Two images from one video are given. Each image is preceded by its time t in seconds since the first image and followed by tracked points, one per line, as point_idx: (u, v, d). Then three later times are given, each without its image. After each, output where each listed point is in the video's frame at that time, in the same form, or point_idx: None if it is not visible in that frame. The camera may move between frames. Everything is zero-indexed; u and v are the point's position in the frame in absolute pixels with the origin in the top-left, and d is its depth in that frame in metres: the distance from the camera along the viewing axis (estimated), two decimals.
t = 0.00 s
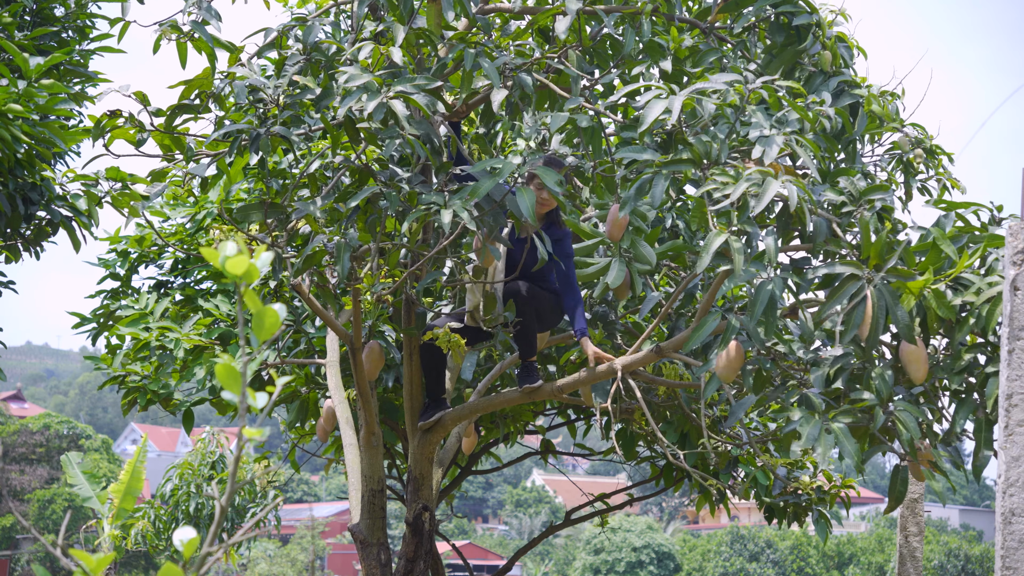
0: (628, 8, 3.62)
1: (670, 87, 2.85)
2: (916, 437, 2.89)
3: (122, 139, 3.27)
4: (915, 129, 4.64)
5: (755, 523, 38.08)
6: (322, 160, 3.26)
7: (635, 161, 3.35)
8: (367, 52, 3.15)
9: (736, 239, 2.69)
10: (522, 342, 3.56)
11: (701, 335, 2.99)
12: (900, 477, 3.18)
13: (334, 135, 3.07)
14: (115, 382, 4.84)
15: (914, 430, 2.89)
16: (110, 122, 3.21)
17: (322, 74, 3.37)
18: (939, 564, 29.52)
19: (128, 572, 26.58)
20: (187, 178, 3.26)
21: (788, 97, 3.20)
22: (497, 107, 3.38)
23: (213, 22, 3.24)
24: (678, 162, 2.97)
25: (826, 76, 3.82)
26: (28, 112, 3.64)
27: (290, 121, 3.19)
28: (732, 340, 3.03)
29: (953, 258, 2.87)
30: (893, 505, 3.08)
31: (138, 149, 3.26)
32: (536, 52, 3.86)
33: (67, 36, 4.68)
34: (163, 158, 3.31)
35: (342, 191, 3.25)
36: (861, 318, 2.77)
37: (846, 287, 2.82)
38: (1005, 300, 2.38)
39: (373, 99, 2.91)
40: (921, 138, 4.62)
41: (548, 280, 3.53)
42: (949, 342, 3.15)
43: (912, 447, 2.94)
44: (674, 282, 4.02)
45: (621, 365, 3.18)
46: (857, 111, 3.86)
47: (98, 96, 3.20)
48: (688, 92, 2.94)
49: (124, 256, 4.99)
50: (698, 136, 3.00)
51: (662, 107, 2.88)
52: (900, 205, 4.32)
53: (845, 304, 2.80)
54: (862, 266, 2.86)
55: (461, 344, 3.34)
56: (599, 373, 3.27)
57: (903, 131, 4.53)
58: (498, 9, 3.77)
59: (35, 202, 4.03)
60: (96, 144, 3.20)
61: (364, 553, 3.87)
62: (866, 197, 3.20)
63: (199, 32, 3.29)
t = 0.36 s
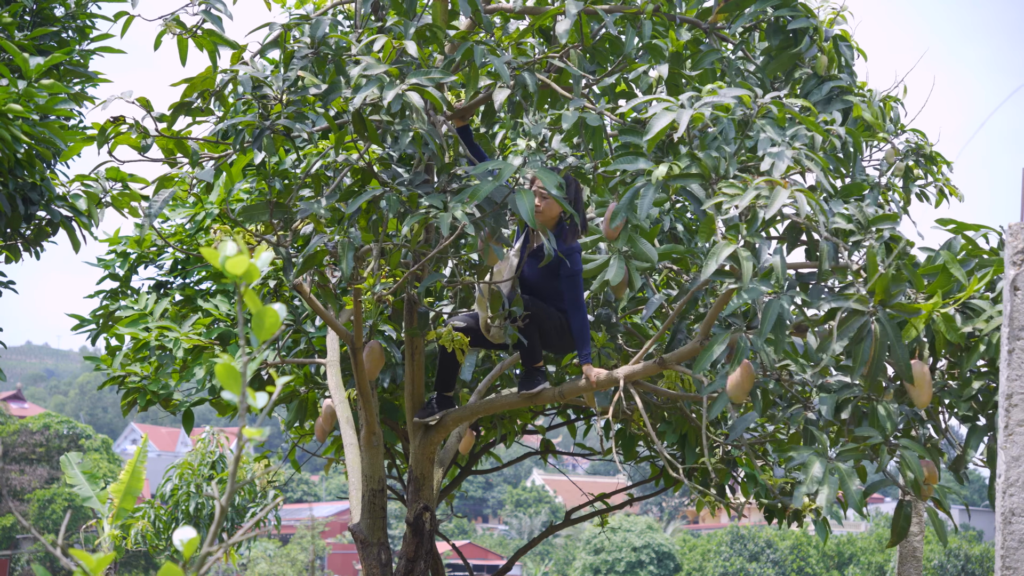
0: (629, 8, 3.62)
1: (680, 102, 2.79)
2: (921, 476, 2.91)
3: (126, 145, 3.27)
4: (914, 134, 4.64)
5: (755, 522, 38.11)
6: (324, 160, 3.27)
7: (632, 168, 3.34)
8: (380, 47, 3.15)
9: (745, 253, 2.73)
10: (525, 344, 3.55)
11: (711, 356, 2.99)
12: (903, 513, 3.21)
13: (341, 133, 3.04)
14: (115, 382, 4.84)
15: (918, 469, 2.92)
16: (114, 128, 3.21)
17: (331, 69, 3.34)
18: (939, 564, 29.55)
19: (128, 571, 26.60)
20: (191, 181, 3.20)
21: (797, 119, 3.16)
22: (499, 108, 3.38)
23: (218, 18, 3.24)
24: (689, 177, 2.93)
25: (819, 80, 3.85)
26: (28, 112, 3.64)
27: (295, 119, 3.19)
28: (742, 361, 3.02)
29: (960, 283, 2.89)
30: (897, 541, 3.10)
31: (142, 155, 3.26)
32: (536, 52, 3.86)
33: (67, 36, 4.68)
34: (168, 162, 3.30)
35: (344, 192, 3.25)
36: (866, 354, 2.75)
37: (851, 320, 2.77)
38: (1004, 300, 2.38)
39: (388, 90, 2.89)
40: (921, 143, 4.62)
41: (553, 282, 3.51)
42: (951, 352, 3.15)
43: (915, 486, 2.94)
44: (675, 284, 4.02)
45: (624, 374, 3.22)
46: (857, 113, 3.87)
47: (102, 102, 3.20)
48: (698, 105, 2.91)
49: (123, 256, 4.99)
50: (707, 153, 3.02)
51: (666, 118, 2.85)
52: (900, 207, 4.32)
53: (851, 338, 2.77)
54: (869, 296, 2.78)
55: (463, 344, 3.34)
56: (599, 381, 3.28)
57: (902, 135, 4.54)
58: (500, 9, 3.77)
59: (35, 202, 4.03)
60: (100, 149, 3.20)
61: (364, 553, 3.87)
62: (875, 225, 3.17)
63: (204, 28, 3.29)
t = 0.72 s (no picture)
0: (632, 11, 3.62)
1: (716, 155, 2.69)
2: (925, 503, 2.93)
3: (131, 139, 3.27)
4: (917, 137, 4.64)
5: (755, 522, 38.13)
6: (326, 160, 3.27)
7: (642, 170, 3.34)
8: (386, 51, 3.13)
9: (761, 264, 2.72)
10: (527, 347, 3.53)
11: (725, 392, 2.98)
12: (905, 535, 3.19)
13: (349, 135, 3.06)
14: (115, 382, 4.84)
15: (921, 495, 2.93)
16: (120, 122, 3.21)
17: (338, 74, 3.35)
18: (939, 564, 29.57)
19: (128, 571, 26.59)
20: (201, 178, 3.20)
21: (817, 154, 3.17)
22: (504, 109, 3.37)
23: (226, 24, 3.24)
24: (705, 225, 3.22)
25: (831, 89, 3.82)
26: (28, 112, 3.64)
27: (302, 120, 3.18)
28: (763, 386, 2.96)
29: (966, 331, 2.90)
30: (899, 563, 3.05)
31: (147, 149, 3.26)
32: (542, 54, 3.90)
33: (67, 36, 4.68)
34: (171, 159, 3.30)
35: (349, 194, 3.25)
36: (875, 407, 2.94)
37: (861, 379, 2.96)
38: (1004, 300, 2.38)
39: (393, 94, 2.90)
40: (923, 146, 4.62)
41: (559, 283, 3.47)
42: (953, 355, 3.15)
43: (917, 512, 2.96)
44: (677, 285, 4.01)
45: (626, 378, 3.24)
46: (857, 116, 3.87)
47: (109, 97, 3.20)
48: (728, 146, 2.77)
49: (123, 257, 4.98)
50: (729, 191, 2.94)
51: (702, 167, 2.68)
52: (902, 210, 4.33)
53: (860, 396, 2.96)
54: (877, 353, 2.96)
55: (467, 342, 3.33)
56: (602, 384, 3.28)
57: (904, 138, 4.53)
58: (503, 10, 3.77)
59: (35, 202, 4.03)
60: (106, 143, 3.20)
61: (364, 553, 3.86)
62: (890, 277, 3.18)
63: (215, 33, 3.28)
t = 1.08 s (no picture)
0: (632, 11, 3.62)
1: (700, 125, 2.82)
2: (921, 499, 2.96)
3: (130, 142, 3.27)
4: (920, 141, 4.64)
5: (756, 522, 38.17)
6: (326, 160, 3.27)
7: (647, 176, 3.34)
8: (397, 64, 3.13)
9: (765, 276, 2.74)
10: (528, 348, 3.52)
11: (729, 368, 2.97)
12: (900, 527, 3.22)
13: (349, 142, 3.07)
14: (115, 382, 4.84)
15: (918, 492, 2.97)
16: (119, 126, 3.21)
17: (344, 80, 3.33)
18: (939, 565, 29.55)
19: (128, 571, 26.56)
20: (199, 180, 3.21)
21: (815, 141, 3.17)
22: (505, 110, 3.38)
23: (229, 21, 3.23)
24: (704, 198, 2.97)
25: (837, 96, 3.83)
26: (28, 112, 3.64)
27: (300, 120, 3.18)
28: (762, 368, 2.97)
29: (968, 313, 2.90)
30: (893, 556, 3.10)
31: (146, 152, 3.26)
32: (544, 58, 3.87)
33: (67, 36, 4.68)
34: (170, 159, 3.30)
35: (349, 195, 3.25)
36: (884, 391, 2.84)
37: (868, 362, 2.86)
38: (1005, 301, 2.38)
39: (408, 111, 2.89)
40: (926, 150, 4.62)
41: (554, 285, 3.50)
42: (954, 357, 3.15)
43: (914, 509, 2.99)
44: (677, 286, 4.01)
45: (626, 376, 3.25)
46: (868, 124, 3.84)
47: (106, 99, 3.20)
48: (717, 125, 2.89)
49: (123, 257, 4.98)
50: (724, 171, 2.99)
51: (689, 144, 2.80)
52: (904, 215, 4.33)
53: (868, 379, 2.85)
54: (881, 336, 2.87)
55: (466, 345, 3.34)
56: (602, 383, 3.31)
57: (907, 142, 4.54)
58: (503, 11, 3.77)
59: (35, 202, 4.03)
60: (103, 146, 3.20)
61: (364, 553, 3.86)
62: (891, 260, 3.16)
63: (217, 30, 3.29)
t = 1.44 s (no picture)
0: (629, 8, 3.61)
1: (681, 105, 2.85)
2: (922, 448, 2.95)
3: (128, 144, 3.26)
4: (918, 132, 4.64)
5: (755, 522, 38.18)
6: (325, 159, 3.26)
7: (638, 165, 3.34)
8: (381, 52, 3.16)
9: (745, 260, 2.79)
10: (519, 346, 3.51)
11: (711, 345, 3.01)
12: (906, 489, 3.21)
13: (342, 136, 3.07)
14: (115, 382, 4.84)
15: (919, 440, 2.95)
16: (116, 128, 3.21)
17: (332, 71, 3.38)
18: (939, 564, 29.53)
19: (128, 571, 26.55)
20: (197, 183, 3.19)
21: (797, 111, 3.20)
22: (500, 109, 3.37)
23: (223, 23, 3.23)
24: (688, 175, 2.95)
25: (822, 86, 3.83)
26: (28, 112, 3.64)
27: (298, 120, 3.18)
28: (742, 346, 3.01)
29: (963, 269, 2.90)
30: (900, 516, 3.10)
31: (144, 153, 3.25)
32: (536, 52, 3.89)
33: (67, 36, 4.68)
34: (169, 162, 3.30)
35: (345, 192, 3.25)
36: (881, 328, 2.78)
37: (863, 297, 2.81)
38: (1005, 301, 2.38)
39: (388, 94, 2.91)
40: (924, 141, 4.62)
41: (549, 284, 3.54)
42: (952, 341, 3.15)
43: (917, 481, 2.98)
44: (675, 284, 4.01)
45: (623, 371, 3.26)
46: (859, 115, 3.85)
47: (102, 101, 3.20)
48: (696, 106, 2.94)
49: (123, 257, 4.99)
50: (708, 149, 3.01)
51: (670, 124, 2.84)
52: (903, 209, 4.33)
53: (864, 315, 2.80)
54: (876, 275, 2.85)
55: (464, 344, 3.34)
56: (600, 378, 3.32)
57: (905, 134, 4.54)
58: (500, 10, 3.77)
59: (35, 202, 4.03)
60: (102, 148, 3.19)
61: (364, 553, 3.86)
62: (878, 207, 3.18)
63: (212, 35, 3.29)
